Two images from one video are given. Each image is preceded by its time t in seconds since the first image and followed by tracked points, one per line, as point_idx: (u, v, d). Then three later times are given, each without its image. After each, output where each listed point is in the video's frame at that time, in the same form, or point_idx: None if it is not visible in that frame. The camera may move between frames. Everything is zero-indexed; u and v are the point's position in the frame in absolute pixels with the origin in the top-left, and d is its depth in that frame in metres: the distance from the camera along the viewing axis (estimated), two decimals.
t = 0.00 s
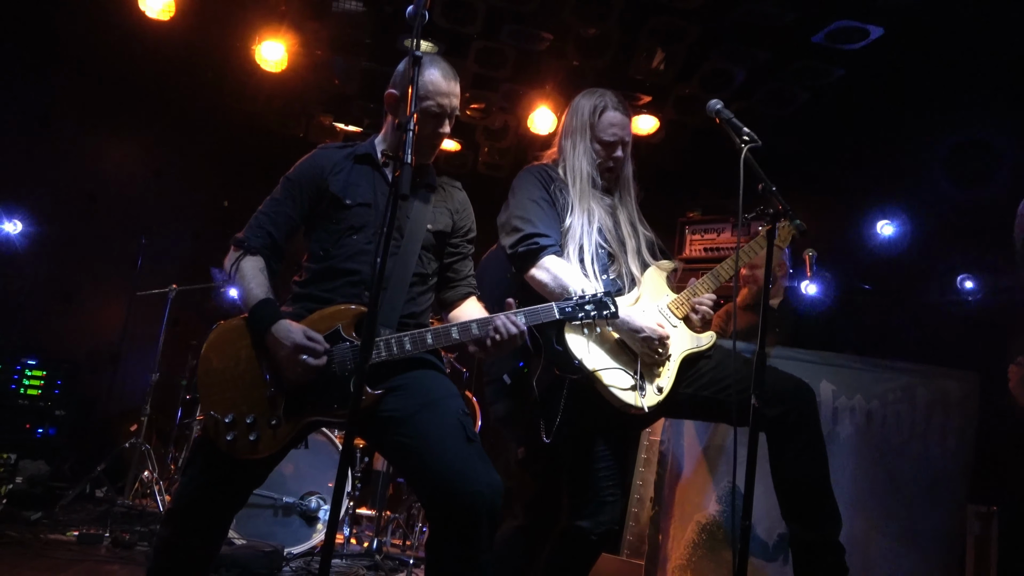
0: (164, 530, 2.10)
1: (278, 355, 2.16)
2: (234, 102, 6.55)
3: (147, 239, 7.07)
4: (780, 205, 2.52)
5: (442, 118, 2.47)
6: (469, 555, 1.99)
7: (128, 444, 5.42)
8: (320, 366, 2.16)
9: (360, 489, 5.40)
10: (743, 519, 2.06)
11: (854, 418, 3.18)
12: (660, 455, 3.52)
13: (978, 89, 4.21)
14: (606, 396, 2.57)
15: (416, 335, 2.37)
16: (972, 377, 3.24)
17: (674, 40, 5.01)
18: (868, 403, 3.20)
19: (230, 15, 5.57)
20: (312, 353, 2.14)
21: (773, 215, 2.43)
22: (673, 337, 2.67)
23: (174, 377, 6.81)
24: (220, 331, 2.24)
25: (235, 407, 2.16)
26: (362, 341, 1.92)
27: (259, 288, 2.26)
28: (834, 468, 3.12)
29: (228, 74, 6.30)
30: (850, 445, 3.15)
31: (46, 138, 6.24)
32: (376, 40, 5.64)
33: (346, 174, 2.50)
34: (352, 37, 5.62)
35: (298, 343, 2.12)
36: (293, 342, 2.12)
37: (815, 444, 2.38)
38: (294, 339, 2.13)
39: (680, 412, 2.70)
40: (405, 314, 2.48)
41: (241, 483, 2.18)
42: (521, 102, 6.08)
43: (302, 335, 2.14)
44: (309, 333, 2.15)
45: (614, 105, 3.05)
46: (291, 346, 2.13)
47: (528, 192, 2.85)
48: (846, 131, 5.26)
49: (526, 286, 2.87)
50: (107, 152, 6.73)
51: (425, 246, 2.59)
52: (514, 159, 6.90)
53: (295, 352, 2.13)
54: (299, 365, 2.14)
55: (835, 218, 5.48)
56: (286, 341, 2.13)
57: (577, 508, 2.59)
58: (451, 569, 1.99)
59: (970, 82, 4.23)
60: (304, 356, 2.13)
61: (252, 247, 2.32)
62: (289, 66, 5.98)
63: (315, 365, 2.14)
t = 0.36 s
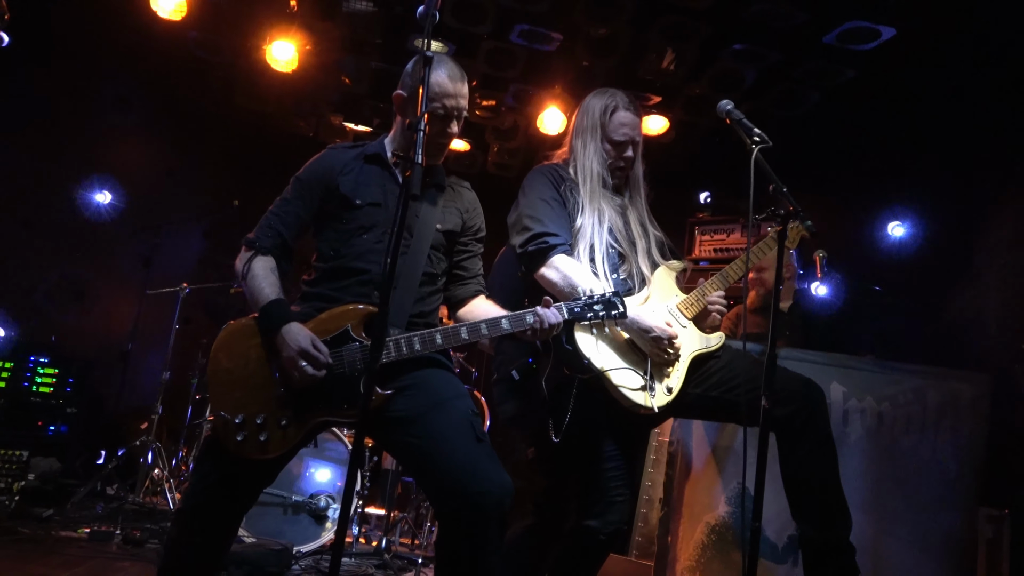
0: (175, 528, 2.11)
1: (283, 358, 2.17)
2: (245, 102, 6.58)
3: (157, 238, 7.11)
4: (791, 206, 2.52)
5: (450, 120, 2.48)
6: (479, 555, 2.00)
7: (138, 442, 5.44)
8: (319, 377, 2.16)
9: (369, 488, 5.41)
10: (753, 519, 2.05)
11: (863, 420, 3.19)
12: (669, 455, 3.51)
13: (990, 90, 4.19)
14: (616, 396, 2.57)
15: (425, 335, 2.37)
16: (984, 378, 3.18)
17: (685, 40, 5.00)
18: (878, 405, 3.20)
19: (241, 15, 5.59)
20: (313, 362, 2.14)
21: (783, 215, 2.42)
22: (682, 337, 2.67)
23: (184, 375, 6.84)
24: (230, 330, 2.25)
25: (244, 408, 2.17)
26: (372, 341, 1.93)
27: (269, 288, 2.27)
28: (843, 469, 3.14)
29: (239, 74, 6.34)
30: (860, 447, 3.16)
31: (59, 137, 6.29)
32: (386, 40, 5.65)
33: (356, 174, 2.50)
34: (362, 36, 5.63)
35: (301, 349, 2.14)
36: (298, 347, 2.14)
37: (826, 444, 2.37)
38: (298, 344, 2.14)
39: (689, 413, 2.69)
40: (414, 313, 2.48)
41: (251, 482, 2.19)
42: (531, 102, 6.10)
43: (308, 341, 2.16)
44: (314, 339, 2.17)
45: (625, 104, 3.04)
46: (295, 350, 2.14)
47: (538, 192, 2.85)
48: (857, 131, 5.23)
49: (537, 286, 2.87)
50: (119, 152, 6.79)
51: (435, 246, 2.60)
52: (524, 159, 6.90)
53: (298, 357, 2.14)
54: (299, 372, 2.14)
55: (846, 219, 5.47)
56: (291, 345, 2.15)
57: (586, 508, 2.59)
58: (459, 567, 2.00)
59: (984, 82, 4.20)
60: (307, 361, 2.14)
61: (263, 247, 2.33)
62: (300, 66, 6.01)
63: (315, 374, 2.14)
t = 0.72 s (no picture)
0: (193, 525, 2.13)
1: (302, 356, 2.17)
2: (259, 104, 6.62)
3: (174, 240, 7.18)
4: (807, 205, 2.50)
5: (467, 122, 2.49)
6: (493, 555, 2.00)
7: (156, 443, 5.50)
8: (340, 372, 2.17)
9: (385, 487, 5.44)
10: (770, 521, 2.04)
11: (882, 420, 3.15)
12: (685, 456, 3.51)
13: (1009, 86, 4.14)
14: (631, 397, 2.56)
15: (441, 336, 2.37)
16: (1000, 377, 3.18)
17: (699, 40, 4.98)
18: (897, 405, 3.16)
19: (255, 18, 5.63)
20: (333, 358, 2.15)
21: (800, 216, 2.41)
22: (698, 337, 2.65)
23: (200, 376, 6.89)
24: (247, 329, 2.26)
25: (261, 407, 2.18)
26: (389, 343, 1.93)
27: (287, 289, 2.28)
28: (862, 470, 3.10)
29: (253, 77, 6.39)
30: (878, 448, 3.13)
31: (76, 140, 6.37)
32: (399, 41, 5.67)
33: (373, 174, 2.52)
34: (376, 39, 5.66)
35: (321, 346, 2.14)
36: (317, 345, 2.14)
37: (845, 445, 2.35)
38: (317, 342, 2.14)
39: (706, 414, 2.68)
40: (430, 314, 2.49)
41: (268, 480, 2.20)
42: (544, 102, 6.11)
43: (326, 338, 2.16)
44: (332, 337, 2.17)
45: (641, 106, 3.04)
46: (314, 349, 2.14)
47: (554, 192, 2.85)
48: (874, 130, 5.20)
49: (552, 287, 2.87)
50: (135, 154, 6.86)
51: (451, 247, 2.60)
52: (537, 160, 6.90)
53: (318, 354, 2.14)
54: (321, 369, 2.15)
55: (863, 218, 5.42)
56: (310, 344, 2.15)
57: (601, 509, 2.59)
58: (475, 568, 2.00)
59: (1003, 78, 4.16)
60: (327, 358, 2.15)
61: (280, 248, 2.35)
62: (314, 69, 6.05)
63: (336, 370, 2.15)
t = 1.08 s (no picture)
0: (213, 519, 2.14)
1: (324, 352, 2.18)
2: (274, 104, 6.67)
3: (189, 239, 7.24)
4: (822, 205, 2.47)
5: (499, 102, 2.54)
6: (507, 554, 1.99)
7: (172, 440, 5.53)
8: (364, 363, 2.17)
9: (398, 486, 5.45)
10: (784, 523, 2.03)
11: (897, 421, 3.17)
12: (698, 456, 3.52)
13: None
14: (646, 397, 2.56)
15: (458, 332, 2.37)
16: None
17: (715, 38, 4.95)
18: (912, 406, 3.16)
19: (270, 18, 5.66)
20: (356, 350, 2.15)
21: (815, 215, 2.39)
22: (714, 339, 2.64)
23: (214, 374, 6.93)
24: (266, 325, 2.34)
25: (281, 401, 2.22)
26: (402, 338, 1.93)
27: (304, 284, 2.30)
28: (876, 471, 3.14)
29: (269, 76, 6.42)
30: (892, 449, 3.14)
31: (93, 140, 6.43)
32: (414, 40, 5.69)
33: (390, 166, 2.51)
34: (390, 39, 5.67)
35: (341, 342, 2.14)
36: (337, 340, 2.15)
37: (862, 446, 2.33)
38: (337, 338, 2.15)
39: (721, 414, 2.67)
40: (447, 309, 2.49)
41: (286, 475, 2.22)
42: (558, 102, 6.13)
43: (346, 333, 2.16)
44: (353, 329, 2.17)
45: (656, 104, 3.03)
46: (336, 343, 2.15)
47: (569, 191, 2.85)
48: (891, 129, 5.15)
49: (568, 286, 2.87)
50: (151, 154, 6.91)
51: (468, 238, 2.60)
52: (551, 160, 6.90)
53: (340, 349, 2.14)
54: (343, 361, 2.16)
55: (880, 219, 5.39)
56: (331, 339, 2.16)
57: (615, 509, 2.58)
58: (487, 567, 2.00)
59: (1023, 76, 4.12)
60: (350, 351, 2.15)
61: (296, 243, 2.37)
62: (329, 69, 6.08)
63: (360, 361, 2.15)
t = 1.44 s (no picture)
0: (229, 516, 2.15)
1: (340, 355, 2.19)
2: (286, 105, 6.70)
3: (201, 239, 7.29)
4: (836, 203, 2.46)
5: (512, 114, 2.54)
6: (520, 552, 2.00)
7: (185, 440, 5.56)
8: (377, 368, 2.19)
9: (410, 486, 5.46)
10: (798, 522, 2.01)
11: (912, 420, 3.11)
12: (711, 454, 3.51)
13: None
14: (658, 396, 2.55)
15: (470, 333, 2.37)
16: None
17: (726, 35, 4.93)
18: (927, 405, 3.12)
19: (282, 18, 5.69)
20: (370, 354, 2.17)
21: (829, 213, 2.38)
22: (726, 337, 2.63)
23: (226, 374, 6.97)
24: (281, 325, 2.33)
25: (296, 400, 2.22)
26: (413, 339, 1.91)
27: (319, 284, 2.30)
28: (891, 471, 3.07)
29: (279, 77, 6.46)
30: (908, 449, 3.09)
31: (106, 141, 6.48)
32: (425, 40, 5.70)
33: (402, 168, 2.52)
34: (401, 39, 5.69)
35: (357, 345, 2.17)
36: (353, 343, 2.17)
37: (877, 445, 2.31)
38: (352, 341, 2.17)
39: (734, 413, 2.66)
40: (459, 310, 2.49)
41: (301, 473, 2.22)
42: (569, 101, 6.13)
43: (361, 336, 2.18)
44: (367, 333, 2.19)
45: (668, 103, 3.02)
46: (351, 347, 2.17)
47: (580, 191, 2.85)
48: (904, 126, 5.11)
49: (580, 286, 2.86)
50: (163, 155, 6.95)
51: (480, 240, 2.60)
52: (562, 159, 6.90)
53: (355, 352, 2.16)
54: (358, 366, 2.18)
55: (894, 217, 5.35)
56: (346, 342, 2.17)
57: (627, 508, 2.57)
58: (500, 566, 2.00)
59: None
60: (364, 356, 2.17)
61: (311, 243, 2.38)
62: (340, 69, 6.11)
63: (373, 365, 2.17)
